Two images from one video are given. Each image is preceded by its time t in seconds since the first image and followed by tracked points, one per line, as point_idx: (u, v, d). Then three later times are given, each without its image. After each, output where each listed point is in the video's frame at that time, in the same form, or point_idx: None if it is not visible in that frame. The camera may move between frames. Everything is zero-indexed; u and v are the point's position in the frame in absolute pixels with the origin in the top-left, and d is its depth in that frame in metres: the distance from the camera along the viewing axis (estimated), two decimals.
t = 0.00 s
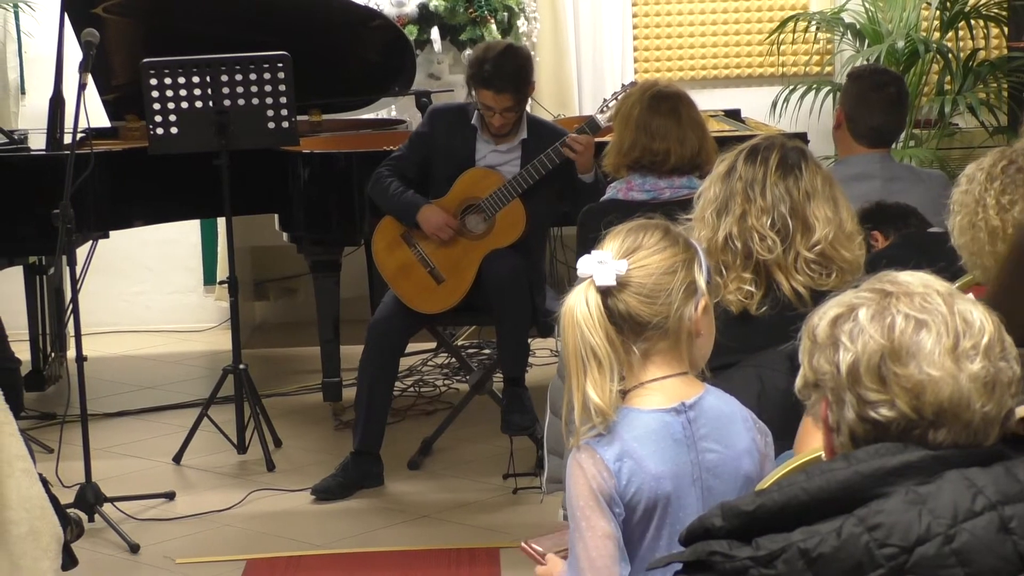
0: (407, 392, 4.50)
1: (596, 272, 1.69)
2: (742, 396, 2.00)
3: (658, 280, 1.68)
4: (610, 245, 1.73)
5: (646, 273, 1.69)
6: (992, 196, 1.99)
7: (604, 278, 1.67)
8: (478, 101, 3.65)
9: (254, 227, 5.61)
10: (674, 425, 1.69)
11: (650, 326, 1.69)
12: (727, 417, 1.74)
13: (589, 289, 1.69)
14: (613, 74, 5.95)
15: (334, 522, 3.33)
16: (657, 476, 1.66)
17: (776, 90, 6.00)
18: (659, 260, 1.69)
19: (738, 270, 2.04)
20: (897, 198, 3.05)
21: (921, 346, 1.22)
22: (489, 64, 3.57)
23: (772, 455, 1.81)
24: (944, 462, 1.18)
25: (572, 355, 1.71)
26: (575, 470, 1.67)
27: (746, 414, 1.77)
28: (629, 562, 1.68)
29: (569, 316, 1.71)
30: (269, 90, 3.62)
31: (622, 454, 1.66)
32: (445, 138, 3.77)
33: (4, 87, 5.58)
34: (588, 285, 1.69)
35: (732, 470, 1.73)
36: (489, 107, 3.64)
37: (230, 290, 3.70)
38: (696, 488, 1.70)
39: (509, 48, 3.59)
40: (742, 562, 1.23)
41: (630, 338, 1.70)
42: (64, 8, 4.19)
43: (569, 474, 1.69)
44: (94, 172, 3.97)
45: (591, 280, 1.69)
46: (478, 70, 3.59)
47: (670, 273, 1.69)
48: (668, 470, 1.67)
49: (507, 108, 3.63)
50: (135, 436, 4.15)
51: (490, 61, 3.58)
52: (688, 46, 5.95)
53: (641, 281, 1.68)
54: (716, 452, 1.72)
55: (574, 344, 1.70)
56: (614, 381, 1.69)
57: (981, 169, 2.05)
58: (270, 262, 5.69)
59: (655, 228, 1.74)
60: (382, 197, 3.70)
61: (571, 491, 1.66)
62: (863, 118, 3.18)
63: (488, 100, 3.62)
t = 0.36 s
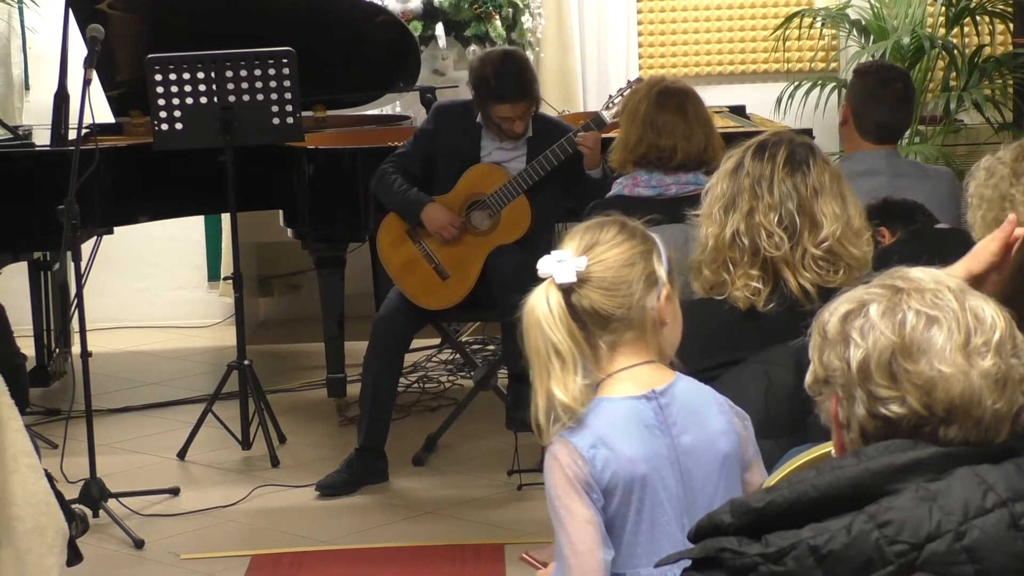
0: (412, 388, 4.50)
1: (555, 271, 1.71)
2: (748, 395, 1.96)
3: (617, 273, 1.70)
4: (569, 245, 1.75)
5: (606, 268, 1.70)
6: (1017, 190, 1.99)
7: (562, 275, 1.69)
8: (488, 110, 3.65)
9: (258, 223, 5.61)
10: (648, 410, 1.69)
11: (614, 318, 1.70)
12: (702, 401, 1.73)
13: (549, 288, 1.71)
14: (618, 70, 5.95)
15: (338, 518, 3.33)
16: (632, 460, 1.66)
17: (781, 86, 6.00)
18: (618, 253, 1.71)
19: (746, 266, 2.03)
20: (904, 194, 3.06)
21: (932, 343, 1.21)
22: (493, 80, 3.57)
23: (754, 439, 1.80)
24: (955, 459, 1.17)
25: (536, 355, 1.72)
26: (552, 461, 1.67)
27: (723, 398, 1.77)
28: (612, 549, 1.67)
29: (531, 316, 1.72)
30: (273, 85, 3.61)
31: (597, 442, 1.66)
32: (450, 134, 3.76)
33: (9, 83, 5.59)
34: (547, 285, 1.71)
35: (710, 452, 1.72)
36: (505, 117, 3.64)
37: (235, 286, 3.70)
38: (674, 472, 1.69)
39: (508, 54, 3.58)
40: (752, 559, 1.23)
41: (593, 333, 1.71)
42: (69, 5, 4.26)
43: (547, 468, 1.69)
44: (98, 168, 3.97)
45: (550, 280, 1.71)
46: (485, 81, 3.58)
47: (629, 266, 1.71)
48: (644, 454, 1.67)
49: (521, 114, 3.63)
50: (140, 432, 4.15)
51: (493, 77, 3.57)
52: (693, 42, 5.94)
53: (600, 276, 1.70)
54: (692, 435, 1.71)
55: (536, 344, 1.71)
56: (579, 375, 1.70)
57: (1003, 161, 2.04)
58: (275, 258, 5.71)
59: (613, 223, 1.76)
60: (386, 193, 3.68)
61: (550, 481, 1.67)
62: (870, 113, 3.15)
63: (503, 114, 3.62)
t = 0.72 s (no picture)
0: (414, 383, 4.51)
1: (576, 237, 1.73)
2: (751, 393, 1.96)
3: (632, 247, 1.74)
4: (581, 214, 1.78)
5: (620, 239, 1.74)
6: None
7: (586, 242, 1.72)
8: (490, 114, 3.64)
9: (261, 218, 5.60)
10: (621, 392, 1.73)
11: (625, 291, 1.74)
12: (681, 389, 1.76)
13: (569, 253, 1.72)
14: (622, 65, 5.95)
15: (341, 514, 3.33)
16: (594, 439, 1.71)
17: (785, 83, 5.99)
18: (632, 228, 1.75)
19: (751, 270, 2.03)
20: (907, 190, 3.06)
21: (937, 340, 1.21)
22: (493, 85, 3.56)
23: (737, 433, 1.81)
24: (960, 457, 1.17)
25: (543, 318, 1.72)
26: (521, 427, 1.73)
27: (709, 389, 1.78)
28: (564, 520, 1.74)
29: (547, 281, 1.73)
30: (277, 81, 3.61)
31: (563, 416, 1.71)
32: (452, 132, 3.76)
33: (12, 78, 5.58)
34: (567, 250, 1.73)
35: (681, 441, 1.75)
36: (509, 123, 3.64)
37: (238, 281, 3.70)
38: (637, 456, 1.73)
39: (504, 59, 3.58)
40: (756, 556, 1.23)
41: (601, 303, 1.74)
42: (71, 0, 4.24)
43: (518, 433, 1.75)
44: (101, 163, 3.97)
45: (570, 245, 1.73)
46: (484, 86, 3.58)
47: (639, 240, 1.76)
48: (608, 436, 1.72)
49: (522, 119, 3.63)
50: (143, 427, 4.15)
51: (492, 84, 3.57)
52: (698, 38, 5.93)
53: (617, 246, 1.73)
54: (663, 422, 1.74)
55: (548, 307, 1.72)
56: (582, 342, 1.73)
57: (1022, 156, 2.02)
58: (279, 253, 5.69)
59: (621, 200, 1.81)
60: (389, 192, 3.69)
61: (515, 446, 1.73)
62: (873, 110, 3.15)
63: (505, 119, 3.62)
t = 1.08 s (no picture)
0: (416, 383, 4.51)
1: (646, 203, 1.72)
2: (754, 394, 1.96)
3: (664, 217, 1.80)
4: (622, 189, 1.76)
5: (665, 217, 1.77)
6: None
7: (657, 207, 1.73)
8: (491, 105, 3.65)
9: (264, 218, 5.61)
10: (633, 379, 1.76)
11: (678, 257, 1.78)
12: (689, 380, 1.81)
13: (653, 215, 1.71)
14: (624, 66, 5.94)
15: (343, 513, 3.34)
16: (608, 424, 1.74)
17: (787, 83, 5.99)
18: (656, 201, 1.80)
19: (760, 272, 2.03)
20: (910, 190, 3.05)
21: (937, 342, 1.21)
22: (494, 75, 3.58)
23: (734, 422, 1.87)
24: (961, 458, 1.17)
25: (657, 280, 1.69)
26: (533, 405, 1.73)
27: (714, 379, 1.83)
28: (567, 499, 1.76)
29: (647, 244, 1.69)
30: (280, 81, 3.62)
31: (577, 396, 1.74)
32: (455, 132, 3.77)
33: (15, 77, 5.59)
34: (646, 215, 1.71)
35: (687, 430, 1.80)
36: (508, 112, 3.65)
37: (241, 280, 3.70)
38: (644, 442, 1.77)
39: (507, 50, 3.60)
40: (756, 558, 1.23)
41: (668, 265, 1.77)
42: None
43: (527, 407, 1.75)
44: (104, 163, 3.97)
45: (648, 209, 1.71)
46: (485, 77, 3.60)
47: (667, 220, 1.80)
48: (620, 421, 1.75)
49: (524, 108, 3.64)
50: (145, 426, 4.15)
51: (493, 73, 3.59)
52: (700, 38, 5.93)
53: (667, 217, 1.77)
54: (671, 411, 1.78)
55: (660, 269, 1.69)
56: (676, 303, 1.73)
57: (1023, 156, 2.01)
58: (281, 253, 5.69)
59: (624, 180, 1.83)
60: (391, 192, 3.69)
61: (526, 424, 1.73)
62: (876, 110, 3.14)
63: (505, 107, 3.63)
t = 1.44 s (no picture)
0: (418, 384, 4.51)
1: (653, 203, 1.74)
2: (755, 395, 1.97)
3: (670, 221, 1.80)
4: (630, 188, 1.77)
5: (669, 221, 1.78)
6: None
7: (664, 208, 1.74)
8: (495, 96, 3.65)
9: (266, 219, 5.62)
10: (631, 381, 1.76)
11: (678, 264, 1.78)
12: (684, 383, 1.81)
13: (658, 216, 1.72)
14: (626, 67, 5.95)
15: (344, 514, 3.34)
16: (607, 427, 1.73)
17: (789, 85, 5.99)
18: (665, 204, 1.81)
19: (773, 278, 2.02)
20: (912, 193, 3.05)
21: (937, 346, 1.22)
22: (501, 61, 3.58)
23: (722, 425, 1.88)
24: (961, 462, 1.18)
25: (652, 281, 1.69)
26: (531, 406, 1.72)
27: (707, 381, 1.84)
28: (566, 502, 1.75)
29: (647, 244, 1.70)
30: (282, 82, 3.61)
31: (576, 398, 1.73)
32: (457, 134, 3.77)
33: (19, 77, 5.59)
34: (652, 215, 1.71)
35: (683, 433, 1.80)
36: (509, 101, 3.64)
37: (243, 281, 3.70)
38: (642, 446, 1.77)
39: (515, 41, 3.62)
40: (756, 561, 1.23)
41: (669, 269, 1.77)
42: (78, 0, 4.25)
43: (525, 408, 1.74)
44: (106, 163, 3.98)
45: (653, 210, 1.72)
46: (491, 67, 3.60)
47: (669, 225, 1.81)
48: (619, 423, 1.74)
49: (526, 98, 3.63)
50: (147, 427, 4.16)
51: (501, 60, 3.59)
52: (702, 40, 5.93)
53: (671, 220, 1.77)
54: (668, 414, 1.78)
55: (657, 270, 1.70)
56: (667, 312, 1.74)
57: None
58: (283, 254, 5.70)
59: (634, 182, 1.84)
60: (393, 194, 3.69)
61: (524, 425, 1.72)
62: (878, 113, 3.14)
63: (508, 96, 3.62)
